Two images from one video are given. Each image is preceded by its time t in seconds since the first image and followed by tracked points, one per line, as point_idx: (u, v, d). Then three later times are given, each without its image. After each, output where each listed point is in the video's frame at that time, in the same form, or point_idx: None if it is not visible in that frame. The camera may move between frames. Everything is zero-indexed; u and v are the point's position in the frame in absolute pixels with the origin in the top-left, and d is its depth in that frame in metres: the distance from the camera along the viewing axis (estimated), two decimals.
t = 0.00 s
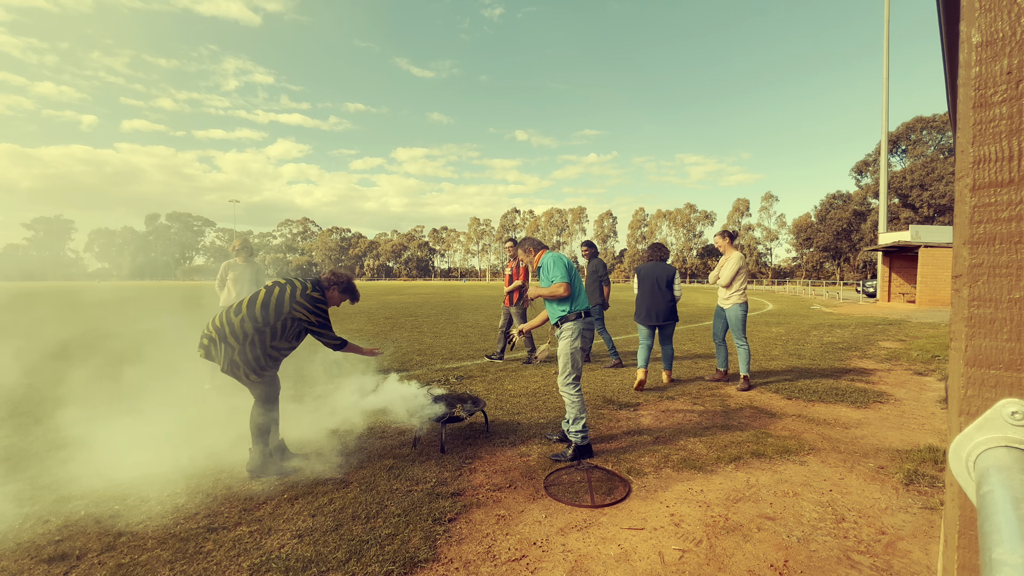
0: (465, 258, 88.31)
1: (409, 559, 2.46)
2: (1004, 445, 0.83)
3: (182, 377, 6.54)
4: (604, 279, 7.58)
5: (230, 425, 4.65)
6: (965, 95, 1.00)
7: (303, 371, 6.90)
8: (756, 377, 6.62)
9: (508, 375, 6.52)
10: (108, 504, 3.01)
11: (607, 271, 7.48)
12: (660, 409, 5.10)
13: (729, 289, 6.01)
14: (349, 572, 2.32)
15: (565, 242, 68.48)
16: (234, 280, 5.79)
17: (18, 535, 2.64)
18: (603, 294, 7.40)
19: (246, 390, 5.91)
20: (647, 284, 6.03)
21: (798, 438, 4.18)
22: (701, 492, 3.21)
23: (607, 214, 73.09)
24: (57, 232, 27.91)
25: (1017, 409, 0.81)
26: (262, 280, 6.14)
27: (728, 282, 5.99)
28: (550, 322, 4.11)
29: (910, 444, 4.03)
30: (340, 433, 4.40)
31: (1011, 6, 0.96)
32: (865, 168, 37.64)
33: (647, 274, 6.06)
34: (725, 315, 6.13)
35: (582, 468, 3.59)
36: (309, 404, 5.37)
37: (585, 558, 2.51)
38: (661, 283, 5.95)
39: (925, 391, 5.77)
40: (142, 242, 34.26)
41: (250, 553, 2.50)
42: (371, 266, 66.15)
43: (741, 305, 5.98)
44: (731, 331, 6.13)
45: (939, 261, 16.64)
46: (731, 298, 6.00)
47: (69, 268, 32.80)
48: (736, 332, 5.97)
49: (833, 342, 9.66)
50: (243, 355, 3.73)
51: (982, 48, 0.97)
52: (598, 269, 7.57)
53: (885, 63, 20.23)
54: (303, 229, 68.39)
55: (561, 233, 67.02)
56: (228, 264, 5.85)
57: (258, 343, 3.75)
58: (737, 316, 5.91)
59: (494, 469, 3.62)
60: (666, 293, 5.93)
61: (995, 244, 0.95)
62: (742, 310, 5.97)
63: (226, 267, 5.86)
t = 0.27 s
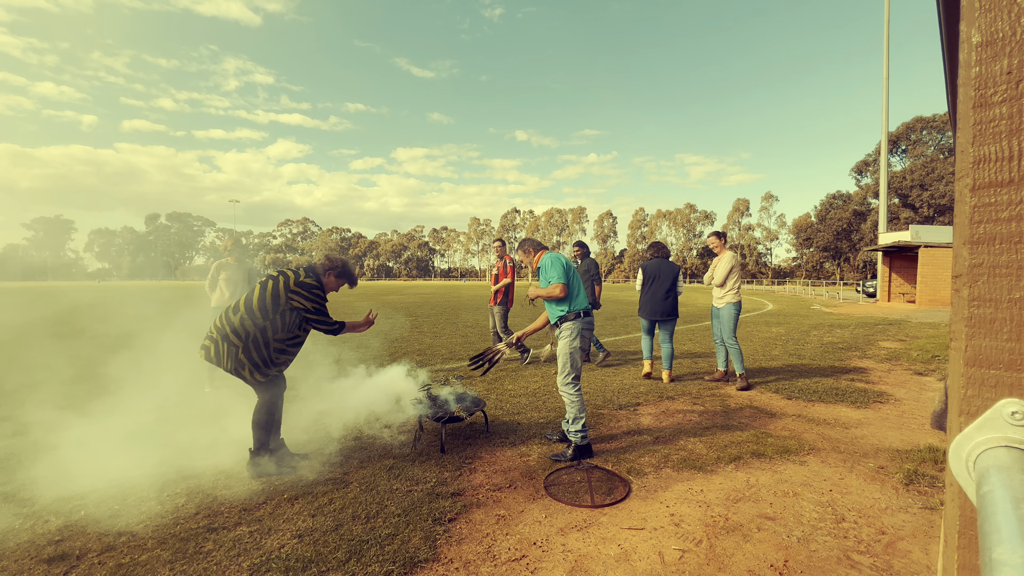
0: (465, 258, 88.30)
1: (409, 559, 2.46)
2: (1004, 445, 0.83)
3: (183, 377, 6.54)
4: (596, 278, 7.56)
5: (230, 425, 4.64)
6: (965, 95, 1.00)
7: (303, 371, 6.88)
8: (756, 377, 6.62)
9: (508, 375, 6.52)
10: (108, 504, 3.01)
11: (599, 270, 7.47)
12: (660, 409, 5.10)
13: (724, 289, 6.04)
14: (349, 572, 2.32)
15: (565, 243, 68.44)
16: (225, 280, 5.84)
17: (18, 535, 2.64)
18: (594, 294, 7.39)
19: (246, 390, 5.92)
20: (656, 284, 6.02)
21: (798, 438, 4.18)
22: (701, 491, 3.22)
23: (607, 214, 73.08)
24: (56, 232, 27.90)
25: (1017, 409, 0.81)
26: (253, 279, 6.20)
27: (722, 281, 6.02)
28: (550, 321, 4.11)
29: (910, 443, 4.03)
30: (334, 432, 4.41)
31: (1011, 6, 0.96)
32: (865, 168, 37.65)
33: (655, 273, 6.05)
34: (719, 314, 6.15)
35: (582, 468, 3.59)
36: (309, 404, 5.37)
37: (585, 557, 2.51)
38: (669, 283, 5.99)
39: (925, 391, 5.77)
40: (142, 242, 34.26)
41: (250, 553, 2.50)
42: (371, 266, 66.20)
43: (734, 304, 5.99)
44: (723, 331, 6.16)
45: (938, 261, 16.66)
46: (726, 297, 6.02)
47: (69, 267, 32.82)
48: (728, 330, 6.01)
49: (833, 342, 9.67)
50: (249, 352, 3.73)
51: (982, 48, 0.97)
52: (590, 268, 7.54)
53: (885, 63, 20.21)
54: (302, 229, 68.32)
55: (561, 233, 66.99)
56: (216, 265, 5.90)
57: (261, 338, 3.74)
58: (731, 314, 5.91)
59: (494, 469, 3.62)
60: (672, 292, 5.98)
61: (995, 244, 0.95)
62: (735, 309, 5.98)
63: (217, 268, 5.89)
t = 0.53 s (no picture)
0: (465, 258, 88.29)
1: (409, 559, 2.46)
2: (1004, 445, 0.83)
3: (183, 377, 6.53)
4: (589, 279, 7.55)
5: (230, 425, 4.64)
6: (966, 95, 1.00)
7: (304, 371, 6.88)
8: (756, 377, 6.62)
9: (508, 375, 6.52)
10: (108, 504, 3.01)
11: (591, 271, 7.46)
12: (660, 409, 5.10)
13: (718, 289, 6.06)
14: (349, 572, 2.32)
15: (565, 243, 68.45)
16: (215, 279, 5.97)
17: (18, 535, 2.64)
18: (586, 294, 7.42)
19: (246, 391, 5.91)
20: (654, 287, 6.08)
21: (798, 438, 4.18)
22: (701, 492, 3.21)
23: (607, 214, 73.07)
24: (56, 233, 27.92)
25: (1017, 409, 0.81)
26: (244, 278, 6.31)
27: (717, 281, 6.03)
28: (550, 321, 4.11)
29: (910, 444, 4.03)
30: (329, 432, 4.44)
31: (1011, 6, 0.96)
32: (865, 168, 37.64)
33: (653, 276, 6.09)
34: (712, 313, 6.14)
35: (582, 468, 3.59)
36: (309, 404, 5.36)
37: (585, 557, 2.51)
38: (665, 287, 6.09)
39: (925, 391, 5.77)
40: (142, 242, 34.26)
41: (251, 553, 2.50)
42: (371, 266, 66.20)
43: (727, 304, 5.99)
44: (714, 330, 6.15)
45: (939, 261, 16.65)
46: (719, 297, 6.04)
47: (69, 268, 32.84)
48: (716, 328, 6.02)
49: (834, 342, 9.67)
50: (257, 339, 3.74)
51: (982, 48, 0.97)
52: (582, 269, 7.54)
53: (885, 63, 20.21)
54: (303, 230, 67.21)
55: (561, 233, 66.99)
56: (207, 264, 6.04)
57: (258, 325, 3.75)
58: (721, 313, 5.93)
59: (494, 469, 3.62)
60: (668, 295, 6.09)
61: (994, 244, 0.95)
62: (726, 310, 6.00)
63: (206, 268, 6.00)
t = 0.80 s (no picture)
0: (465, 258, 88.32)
1: (409, 559, 2.46)
2: (1004, 445, 0.83)
3: (183, 378, 6.53)
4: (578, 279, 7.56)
5: (230, 425, 4.64)
6: (966, 95, 1.00)
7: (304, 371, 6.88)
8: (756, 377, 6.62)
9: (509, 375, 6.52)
10: (108, 504, 3.01)
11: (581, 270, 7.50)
12: (660, 409, 5.10)
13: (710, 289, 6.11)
14: (349, 572, 2.32)
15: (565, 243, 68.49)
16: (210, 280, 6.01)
17: (18, 535, 2.64)
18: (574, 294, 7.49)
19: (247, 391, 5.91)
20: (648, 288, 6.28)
21: (798, 438, 4.18)
22: (701, 491, 3.22)
23: (607, 214, 73.08)
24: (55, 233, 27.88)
25: (1018, 409, 0.81)
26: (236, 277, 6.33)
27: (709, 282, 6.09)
28: (550, 321, 4.11)
29: (910, 444, 4.03)
30: (315, 432, 4.44)
31: (1011, 6, 0.96)
32: (865, 168, 37.65)
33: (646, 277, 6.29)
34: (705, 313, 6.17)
35: (582, 468, 3.59)
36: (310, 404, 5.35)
37: (585, 557, 2.51)
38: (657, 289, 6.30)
39: (925, 391, 5.77)
40: (142, 242, 34.28)
41: (251, 553, 2.50)
42: (371, 266, 66.23)
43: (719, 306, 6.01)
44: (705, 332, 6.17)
45: (939, 261, 16.66)
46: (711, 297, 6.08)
47: (69, 268, 32.86)
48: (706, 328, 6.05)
49: (834, 342, 9.67)
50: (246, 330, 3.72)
51: (982, 48, 0.97)
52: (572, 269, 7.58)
53: (885, 64, 20.21)
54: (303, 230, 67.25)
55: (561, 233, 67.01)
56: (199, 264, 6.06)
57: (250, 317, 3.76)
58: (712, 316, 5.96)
59: (494, 469, 3.62)
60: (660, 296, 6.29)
61: (995, 244, 0.95)
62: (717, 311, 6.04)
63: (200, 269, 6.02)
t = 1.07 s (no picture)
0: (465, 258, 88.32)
1: (409, 559, 2.46)
2: (1004, 445, 0.83)
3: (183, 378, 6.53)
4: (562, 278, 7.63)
5: (230, 425, 4.64)
6: (966, 95, 1.00)
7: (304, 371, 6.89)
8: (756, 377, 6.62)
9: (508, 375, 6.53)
10: (108, 504, 3.01)
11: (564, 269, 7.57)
12: (660, 409, 5.10)
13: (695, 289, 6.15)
14: (349, 572, 2.32)
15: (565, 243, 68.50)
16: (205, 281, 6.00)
17: (18, 535, 2.64)
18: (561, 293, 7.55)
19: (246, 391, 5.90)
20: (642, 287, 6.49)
21: (798, 438, 4.18)
22: (701, 491, 3.22)
23: (607, 214, 73.09)
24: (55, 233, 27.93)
25: (1017, 409, 0.81)
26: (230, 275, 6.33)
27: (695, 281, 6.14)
28: (550, 322, 4.11)
29: (910, 444, 4.03)
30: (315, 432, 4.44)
31: (1011, 6, 0.96)
32: (865, 168, 37.65)
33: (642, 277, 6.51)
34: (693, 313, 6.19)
35: (582, 468, 3.59)
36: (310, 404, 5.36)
37: (585, 558, 2.51)
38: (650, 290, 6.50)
39: (925, 391, 5.77)
40: (142, 242, 34.28)
41: (251, 553, 2.50)
42: (371, 266, 66.23)
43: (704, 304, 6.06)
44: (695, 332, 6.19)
45: (939, 261, 16.66)
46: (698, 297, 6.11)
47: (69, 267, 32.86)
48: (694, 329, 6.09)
49: (834, 342, 9.67)
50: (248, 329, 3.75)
51: (982, 48, 0.97)
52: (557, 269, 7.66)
53: (885, 64, 20.22)
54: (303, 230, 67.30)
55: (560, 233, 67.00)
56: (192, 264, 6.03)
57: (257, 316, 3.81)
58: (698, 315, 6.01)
59: (494, 469, 3.62)
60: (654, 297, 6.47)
61: (995, 245, 0.95)
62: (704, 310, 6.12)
63: (195, 269, 6.00)
